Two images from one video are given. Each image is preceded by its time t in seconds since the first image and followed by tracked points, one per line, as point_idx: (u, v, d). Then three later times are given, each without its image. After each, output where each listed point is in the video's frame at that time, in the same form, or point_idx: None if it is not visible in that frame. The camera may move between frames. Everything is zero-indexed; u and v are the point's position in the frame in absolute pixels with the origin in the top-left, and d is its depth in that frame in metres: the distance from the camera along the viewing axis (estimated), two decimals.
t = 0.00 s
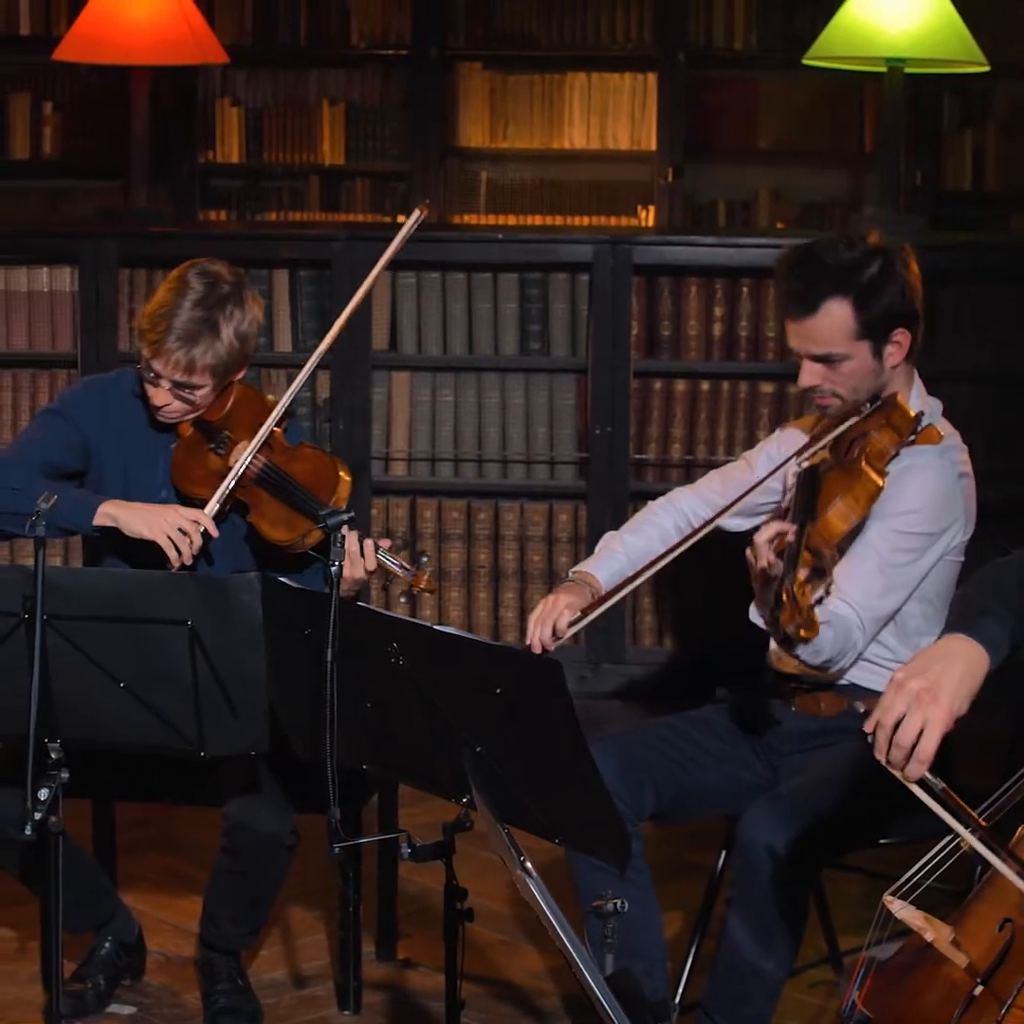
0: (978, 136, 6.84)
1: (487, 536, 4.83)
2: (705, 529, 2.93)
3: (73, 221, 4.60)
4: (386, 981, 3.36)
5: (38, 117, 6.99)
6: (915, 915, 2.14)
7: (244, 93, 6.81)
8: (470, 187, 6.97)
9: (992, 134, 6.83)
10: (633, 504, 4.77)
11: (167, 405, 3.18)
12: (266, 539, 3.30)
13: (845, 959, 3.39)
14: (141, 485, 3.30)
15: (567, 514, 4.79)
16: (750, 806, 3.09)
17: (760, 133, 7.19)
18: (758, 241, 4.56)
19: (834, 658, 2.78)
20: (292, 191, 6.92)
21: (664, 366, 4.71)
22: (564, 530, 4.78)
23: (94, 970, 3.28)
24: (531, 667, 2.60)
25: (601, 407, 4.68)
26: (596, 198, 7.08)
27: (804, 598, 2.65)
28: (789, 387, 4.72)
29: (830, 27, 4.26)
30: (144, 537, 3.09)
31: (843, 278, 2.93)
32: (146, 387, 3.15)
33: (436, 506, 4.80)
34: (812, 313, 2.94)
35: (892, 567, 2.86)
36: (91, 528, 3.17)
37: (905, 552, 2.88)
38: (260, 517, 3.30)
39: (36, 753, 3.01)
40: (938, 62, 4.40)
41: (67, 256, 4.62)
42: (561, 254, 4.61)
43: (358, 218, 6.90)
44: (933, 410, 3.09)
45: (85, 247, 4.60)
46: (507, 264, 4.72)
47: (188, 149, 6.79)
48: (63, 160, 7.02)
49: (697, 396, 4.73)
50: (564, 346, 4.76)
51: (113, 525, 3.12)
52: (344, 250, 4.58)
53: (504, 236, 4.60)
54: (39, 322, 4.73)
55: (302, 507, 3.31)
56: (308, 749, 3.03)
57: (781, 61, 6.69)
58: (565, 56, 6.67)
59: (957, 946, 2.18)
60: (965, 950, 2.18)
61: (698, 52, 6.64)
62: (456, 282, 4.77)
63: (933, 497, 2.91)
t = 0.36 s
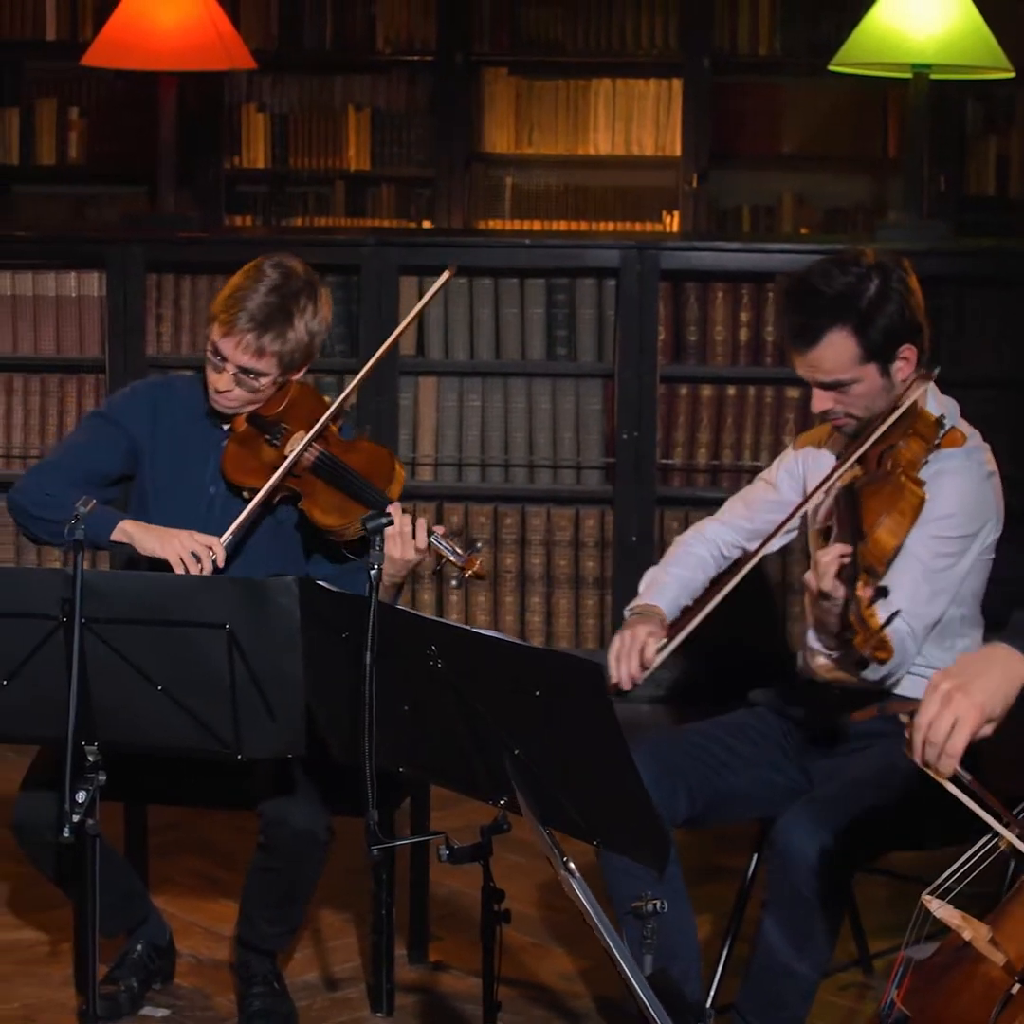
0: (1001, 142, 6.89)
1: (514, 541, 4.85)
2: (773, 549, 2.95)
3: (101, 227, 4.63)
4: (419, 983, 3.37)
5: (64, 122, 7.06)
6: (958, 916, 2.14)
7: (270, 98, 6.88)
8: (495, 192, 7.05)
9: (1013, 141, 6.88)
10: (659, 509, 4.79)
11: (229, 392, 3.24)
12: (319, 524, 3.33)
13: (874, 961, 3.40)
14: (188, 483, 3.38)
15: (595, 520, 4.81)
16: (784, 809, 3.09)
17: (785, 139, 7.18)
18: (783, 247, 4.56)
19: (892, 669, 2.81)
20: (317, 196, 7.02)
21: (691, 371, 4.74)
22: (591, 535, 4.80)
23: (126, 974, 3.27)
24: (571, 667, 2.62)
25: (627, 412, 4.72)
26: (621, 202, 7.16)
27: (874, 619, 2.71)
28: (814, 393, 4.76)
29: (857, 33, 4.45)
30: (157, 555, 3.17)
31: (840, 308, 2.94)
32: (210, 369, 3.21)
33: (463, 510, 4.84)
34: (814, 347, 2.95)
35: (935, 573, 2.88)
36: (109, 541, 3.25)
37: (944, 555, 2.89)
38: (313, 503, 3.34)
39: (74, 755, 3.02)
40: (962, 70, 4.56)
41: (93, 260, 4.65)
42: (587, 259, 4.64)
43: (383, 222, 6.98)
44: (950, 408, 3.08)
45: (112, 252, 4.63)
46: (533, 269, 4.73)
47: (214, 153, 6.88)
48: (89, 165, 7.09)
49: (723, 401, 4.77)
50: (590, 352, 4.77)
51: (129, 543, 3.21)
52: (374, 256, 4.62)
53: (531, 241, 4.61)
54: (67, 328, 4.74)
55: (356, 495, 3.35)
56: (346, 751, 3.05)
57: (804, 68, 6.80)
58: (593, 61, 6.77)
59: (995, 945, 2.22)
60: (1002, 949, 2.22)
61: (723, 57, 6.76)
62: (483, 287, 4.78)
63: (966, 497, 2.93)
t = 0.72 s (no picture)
0: None
1: (541, 546, 4.88)
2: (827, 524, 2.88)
3: (130, 233, 4.65)
4: (451, 986, 3.37)
5: (90, 127, 7.09)
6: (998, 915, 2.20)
7: (295, 105, 6.94)
8: (520, 198, 7.11)
9: None
10: (686, 514, 4.84)
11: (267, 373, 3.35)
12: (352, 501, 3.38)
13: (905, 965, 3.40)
14: (222, 491, 3.39)
15: (621, 524, 4.85)
16: (819, 813, 3.09)
17: (810, 145, 7.23)
18: (810, 253, 4.62)
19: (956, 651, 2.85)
20: (343, 201, 7.06)
21: (718, 376, 4.78)
22: (618, 541, 4.84)
23: (160, 975, 3.28)
24: (610, 668, 2.65)
25: (655, 416, 4.75)
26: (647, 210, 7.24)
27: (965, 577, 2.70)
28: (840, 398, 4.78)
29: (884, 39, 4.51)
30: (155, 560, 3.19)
31: (870, 298, 2.93)
32: (248, 350, 3.34)
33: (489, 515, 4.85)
34: (847, 338, 2.94)
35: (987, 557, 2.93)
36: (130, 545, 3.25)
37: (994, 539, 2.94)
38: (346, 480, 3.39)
39: (112, 759, 3.03)
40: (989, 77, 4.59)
41: (121, 267, 4.67)
42: (615, 264, 4.67)
43: (408, 229, 7.02)
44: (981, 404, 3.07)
45: (140, 258, 4.66)
46: (562, 275, 4.75)
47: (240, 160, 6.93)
48: (114, 171, 7.12)
49: (750, 407, 4.80)
50: (618, 358, 4.81)
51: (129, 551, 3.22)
52: (400, 262, 4.65)
53: (558, 247, 4.64)
54: (95, 334, 4.76)
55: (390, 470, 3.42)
56: (385, 754, 3.06)
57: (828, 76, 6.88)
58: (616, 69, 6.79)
59: None
60: None
61: (748, 63, 6.78)
62: (511, 293, 4.79)
63: (1008, 480, 2.97)
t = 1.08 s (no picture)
0: None
1: (567, 550, 4.86)
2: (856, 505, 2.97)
3: (160, 238, 4.66)
4: (483, 989, 3.38)
5: (116, 131, 7.06)
6: None
7: (321, 110, 6.94)
8: (544, 203, 7.05)
9: None
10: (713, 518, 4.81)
11: (294, 368, 3.39)
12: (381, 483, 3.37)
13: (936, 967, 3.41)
14: (246, 488, 3.43)
15: (648, 529, 4.83)
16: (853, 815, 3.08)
17: (837, 151, 7.20)
18: (838, 259, 4.64)
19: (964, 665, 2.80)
20: (368, 207, 7.02)
21: (744, 381, 4.78)
22: (644, 545, 4.82)
23: (191, 980, 3.25)
24: (652, 671, 2.67)
25: (682, 421, 4.75)
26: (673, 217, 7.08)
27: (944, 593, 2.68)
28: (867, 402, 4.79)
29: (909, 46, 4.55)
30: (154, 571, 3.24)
31: (894, 302, 2.95)
32: (274, 346, 3.37)
33: (516, 520, 4.85)
34: (871, 343, 2.95)
35: (1003, 566, 2.84)
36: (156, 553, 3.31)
37: (1010, 550, 2.85)
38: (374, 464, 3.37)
39: (149, 760, 3.04)
40: (1013, 81, 4.64)
41: (150, 272, 4.68)
42: (642, 270, 4.68)
43: (432, 233, 6.97)
44: (1007, 410, 3.07)
45: (169, 263, 4.66)
46: (590, 280, 4.76)
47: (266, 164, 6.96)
48: (140, 175, 7.07)
49: (777, 412, 4.79)
50: (645, 362, 4.82)
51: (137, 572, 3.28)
52: (427, 267, 4.69)
53: (586, 252, 4.65)
54: (123, 339, 4.77)
55: (414, 446, 3.39)
56: (422, 755, 3.06)
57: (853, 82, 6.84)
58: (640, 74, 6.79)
59: None
60: None
61: (774, 69, 6.81)
62: (538, 297, 4.82)
63: None
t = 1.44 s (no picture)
0: None
1: (594, 555, 4.89)
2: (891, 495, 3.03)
3: (187, 242, 4.66)
4: (514, 991, 3.38)
5: (141, 137, 7.09)
6: None
7: (346, 116, 6.97)
8: (569, 207, 7.09)
9: None
10: (739, 524, 4.82)
11: (319, 370, 3.39)
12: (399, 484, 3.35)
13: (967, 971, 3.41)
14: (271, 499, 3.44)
15: (674, 533, 4.84)
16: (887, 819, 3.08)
17: (861, 156, 7.24)
18: (864, 265, 4.62)
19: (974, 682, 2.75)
20: (393, 212, 7.06)
21: (771, 386, 4.79)
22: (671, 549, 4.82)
23: (222, 983, 3.25)
24: (690, 676, 2.68)
25: (708, 427, 4.76)
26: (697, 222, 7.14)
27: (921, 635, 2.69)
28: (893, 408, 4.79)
29: (935, 53, 4.57)
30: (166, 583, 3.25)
31: (889, 316, 2.92)
32: (298, 351, 3.37)
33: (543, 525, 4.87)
34: (873, 358, 2.93)
35: (1012, 577, 2.81)
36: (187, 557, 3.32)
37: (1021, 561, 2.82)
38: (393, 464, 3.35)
39: (185, 763, 3.05)
40: None
41: (177, 277, 4.69)
42: (669, 275, 4.68)
43: (456, 238, 7.00)
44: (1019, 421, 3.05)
45: (196, 268, 4.66)
46: (616, 285, 4.78)
47: (291, 171, 6.97)
48: (165, 181, 7.10)
49: (803, 417, 4.81)
50: (671, 368, 4.82)
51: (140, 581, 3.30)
52: (455, 273, 4.69)
53: (613, 257, 4.66)
54: (151, 343, 4.77)
55: (430, 448, 3.35)
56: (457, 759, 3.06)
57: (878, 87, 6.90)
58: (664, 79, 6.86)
59: None
60: None
61: (799, 74, 6.84)
62: (565, 302, 4.82)
63: None
